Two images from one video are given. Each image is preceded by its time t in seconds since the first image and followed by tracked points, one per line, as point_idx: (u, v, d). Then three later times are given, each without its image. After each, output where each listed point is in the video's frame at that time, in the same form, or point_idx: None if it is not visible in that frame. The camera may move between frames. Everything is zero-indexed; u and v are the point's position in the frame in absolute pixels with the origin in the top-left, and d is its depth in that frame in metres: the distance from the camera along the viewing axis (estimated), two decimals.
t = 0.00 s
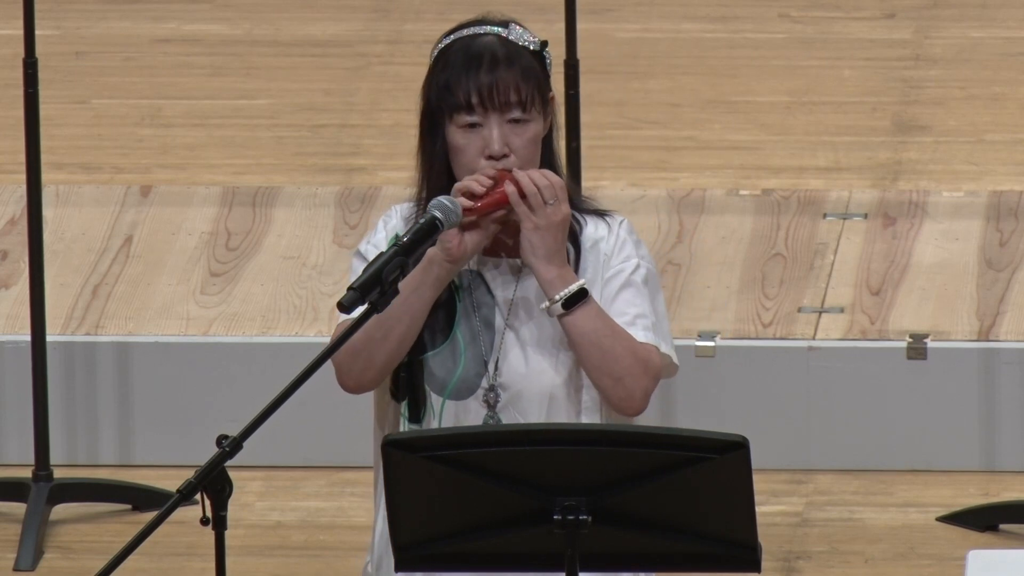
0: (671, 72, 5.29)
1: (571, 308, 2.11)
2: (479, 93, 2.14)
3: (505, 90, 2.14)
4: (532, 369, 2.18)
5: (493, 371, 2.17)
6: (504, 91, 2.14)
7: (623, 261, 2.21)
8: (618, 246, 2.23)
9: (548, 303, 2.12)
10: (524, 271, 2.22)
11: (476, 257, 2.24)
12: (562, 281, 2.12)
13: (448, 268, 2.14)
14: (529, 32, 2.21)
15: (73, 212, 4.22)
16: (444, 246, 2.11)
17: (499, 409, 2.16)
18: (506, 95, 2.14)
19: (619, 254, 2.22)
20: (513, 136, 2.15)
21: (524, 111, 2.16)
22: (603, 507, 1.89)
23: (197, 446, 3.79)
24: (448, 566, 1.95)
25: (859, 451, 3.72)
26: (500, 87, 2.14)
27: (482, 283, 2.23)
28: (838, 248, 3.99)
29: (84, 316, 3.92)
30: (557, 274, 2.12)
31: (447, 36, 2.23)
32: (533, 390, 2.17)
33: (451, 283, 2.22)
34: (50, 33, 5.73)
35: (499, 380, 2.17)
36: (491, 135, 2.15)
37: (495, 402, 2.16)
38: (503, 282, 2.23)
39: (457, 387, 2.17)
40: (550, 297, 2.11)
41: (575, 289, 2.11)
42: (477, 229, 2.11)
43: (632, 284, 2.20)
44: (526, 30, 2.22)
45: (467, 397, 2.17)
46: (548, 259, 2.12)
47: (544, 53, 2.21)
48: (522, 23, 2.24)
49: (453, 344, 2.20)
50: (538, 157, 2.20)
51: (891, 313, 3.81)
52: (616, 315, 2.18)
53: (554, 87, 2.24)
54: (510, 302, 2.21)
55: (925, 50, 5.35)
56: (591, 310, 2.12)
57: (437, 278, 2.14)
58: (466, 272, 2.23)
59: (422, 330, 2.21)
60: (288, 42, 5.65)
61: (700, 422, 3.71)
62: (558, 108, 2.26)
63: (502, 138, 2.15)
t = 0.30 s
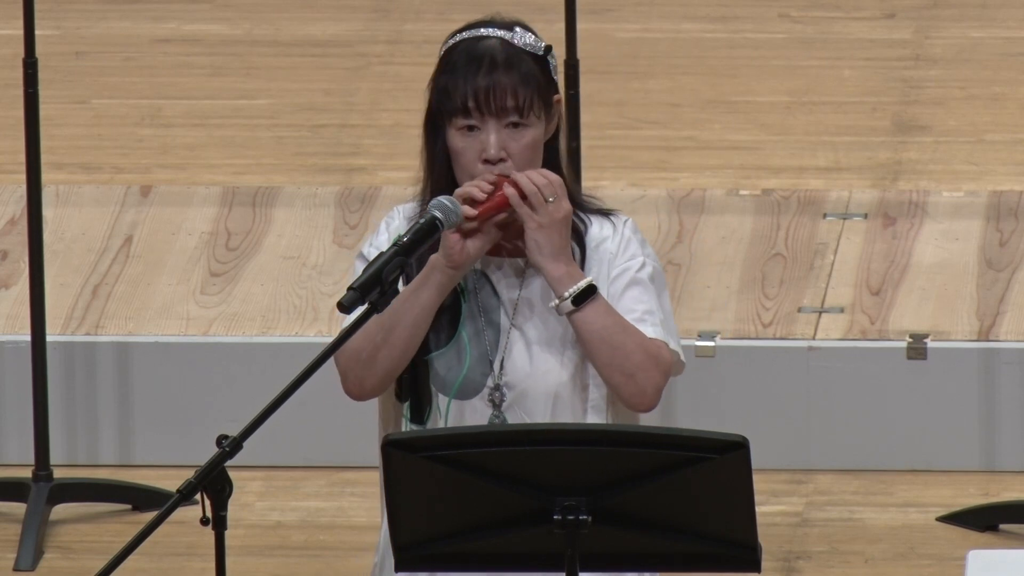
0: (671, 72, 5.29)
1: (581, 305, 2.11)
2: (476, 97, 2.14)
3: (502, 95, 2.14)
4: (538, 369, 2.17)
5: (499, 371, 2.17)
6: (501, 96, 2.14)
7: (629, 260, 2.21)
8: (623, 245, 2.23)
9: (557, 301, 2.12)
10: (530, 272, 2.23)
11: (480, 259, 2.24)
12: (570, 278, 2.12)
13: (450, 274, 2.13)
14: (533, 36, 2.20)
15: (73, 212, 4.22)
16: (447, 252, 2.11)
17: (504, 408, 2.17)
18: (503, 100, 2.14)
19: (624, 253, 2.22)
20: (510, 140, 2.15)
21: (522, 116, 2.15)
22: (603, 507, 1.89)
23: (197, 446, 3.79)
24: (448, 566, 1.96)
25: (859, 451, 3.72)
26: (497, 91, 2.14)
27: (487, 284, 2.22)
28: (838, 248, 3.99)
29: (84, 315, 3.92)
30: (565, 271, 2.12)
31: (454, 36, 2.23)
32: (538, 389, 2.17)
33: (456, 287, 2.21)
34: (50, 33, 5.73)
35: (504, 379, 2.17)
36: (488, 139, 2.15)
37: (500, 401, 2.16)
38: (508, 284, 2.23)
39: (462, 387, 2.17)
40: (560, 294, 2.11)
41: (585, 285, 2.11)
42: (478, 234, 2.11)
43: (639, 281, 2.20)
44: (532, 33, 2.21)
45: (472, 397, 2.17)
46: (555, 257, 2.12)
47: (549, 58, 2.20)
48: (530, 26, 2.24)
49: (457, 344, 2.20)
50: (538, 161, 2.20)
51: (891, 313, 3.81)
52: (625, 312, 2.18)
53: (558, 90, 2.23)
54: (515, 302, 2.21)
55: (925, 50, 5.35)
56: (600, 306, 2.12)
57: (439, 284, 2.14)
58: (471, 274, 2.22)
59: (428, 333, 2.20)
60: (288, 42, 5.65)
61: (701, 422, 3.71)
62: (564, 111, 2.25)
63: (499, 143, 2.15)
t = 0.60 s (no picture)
0: (671, 72, 5.29)
1: (580, 318, 2.11)
2: (486, 108, 2.13)
3: (513, 103, 2.13)
4: (542, 367, 2.17)
5: (503, 368, 2.16)
6: (512, 104, 2.13)
7: (634, 266, 2.20)
8: (629, 250, 2.21)
9: (558, 310, 2.13)
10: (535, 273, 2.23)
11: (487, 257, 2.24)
12: (574, 290, 2.12)
13: (459, 276, 2.14)
14: (532, 37, 2.19)
15: (73, 212, 4.22)
16: (456, 256, 2.12)
17: (508, 406, 2.16)
18: (514, 108, 2.13)
19: (630, 258, 2.21)
20: (522, 147, 2.16)
21: (532, 121, 2.15)
22: (603, 507, 1.89)
23: (197, 446, 3.79)
24: (448, 566, 1.96)
25: (859, 451, 3.72)
26: (508, 100, 2.13)
27: (492, 283, 2.23)
28: (838, 248, 3.99)
29: (84, 315, 3.92)
30: (568, 283, 2.12)
31: (452, 42, 2.21)
32: (542, 387, 2.16)
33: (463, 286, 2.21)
34: (50, 33, 5.73)
35: (508, 378, 2.16)
36: (501, 148, 2.15)
37: (505, 399, 2.15)
38: (515, 282, 2.23)
39: (467, 385, 2.17)
40: (560, 305, 2.12)
41: (587, 298, 2.11)
42: (487, 238, 2.12)
43: (642, 290, 2.19)
44: (529, 32, 2.20)
45: (476, 394, 2.16)
46: (560, 267, 2.12)
47: (550, 59, 2.19)
48: (526, 25, 2.22)
49: (461, 342, 2.20)
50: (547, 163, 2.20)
51: (891, 313, 3.81)
52: (624, 323, 2.18)
53: (560, 88, 2.22)
54: (521, 300, 2.22)
55: (925, 50, 5.35)
56: (601, 320, 2.12)
57: (445, 285, 2.14)
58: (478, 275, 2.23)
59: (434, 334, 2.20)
60: (288, 42, 5.65)
61: (701, 422, 3.71)
62: (564, 106, 2.25)
63: (512, 151, 2.15)
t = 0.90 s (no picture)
0: (671, 72, 5.29)
1: (581, 313, 2.11)
2: (490, 98, 2.14)
3: (517, 93, 2.14)
4: (544, 369, 2.17)
5: (504, 370, 2.16)
6: (516, 95, 2.14)
7: (635, 267, 2.20)
8: (630, 250, 2.22)
9: (559, 306, 2.12)
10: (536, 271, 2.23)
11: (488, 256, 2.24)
12: (574, 285, 2.12)
13: (460, 271, 2.14)
14: (539, 32, 2.20)
15: (73, 212, 4.22)
16: (458, 251, 2.12)
17: (509, 408, 2.16)
18: (518, 98, 2.14)
19: (631, 259, 2.21)
20: (525, 139, 2.15)
21: (536, 113, 2.16)
22: (603, 507, 1.89)
23: (197, 446, 3.79)
24: (448, 566, 1.96)
25: (859, 451, 3.72)
26: (512, 90, 2.13)
27: (494, 283, 2.23)
28: (838, 248, 3.99)
29: (84, 315, 3.92)
30: (569, 278, 2.12)
31: (458, 37, 2.22)
32: (543, 388, 2.16)
33: (464, 284, 2.22)
34: (50, 33, 5.73)
35: (510, 379, 2.16)
36: (504, 139, 2.15)
37: (506, 400, 2.15)
38: (515, 281, 2.23)
39: (468, 387, 2.17)
40: (561, 300, 2.11)
41: (588, 293, 2.11)
42: (488, 232, 2.12)
43: (642, 290, 2.19)
44: (536, 29, 2.22)
45: (477, 396, 2.16)
46: (561, 262, 2.12)
47: (555, 54, 2.20)
48: (531, 22, 2.24)
49: (462, 343, 2.20)
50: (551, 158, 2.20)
51: (891, 313, 3.81)
52: (625, 321, 2.18)
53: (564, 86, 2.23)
54: (522, 300, 2.21)
55: (925, 50, 5.35)
56: (601, 315, 2.11)
57: (447, 281, 2.14)
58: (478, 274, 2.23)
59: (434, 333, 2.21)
60: (288, 42, 5.65)
61: (701, 422, 3.71)
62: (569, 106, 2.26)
63: (515, 142, 2.15)
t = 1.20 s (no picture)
0: (671, 72, 5.29)
1: (579, 307, 2.11)
2: (487, 89, 2.14)
3: (514, 84, 2.14)
4: (544, 372, 2.17)
5: (505, 373, 2.16)
6: (512, 86, 2.14)
7: (635, 264, 2.20)
8: (629, 249, 2.22)
9: (557, 300, 2.12)
10: (536, 271, 2.22)
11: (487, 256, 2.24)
12: (571, 279, 2.12)
13: (458, 267, 2.14)
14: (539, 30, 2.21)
15: (73, 212, 4.22)
16: (454, 245, 2.11)
17: (510, 411, 2.16)
18: (514, 89, 2.14)
19: (631, 257, 2.21)
20: (522, 130, 2.15)
21: (533, 105, 2.15)
22: (603, 507, 1.89)
23: (197, 446, 3.79)
24: (448, 565, 1.96)
25: (858, 451, 3.72)
26: (508, 80, 2.14)
27: (494, 283, 2.23)
28: (838, 248, 4.00)
29: (84, 316, 3.92)
30: (567, 272, 2.12)
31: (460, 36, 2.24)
32: (544, 390, 2.16)
33: (462, 283, 2.23)
34: (50, 33, 5.73)
35: (510, 382, 2.16)
36: (500, 130, 2.14)
37: (507, 404, 2.15)
38: (514, 281, 2.22)
39: (468, 390, 2.17)
40: (559, 294, 2.11)
41: (586, 287, 2.11)
42: (485, 227, 2.12)
43: (641, 286, 2.19)
44: (537, 28, 2.23)
45: (478, 399, 2.16)
46: (558, 256, 2.12)
47: (555, 52, 2.21)
48: (533, 23, 2.25)
49: (463, 346, 2.20)
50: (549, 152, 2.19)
51: (891, 313, 3.81)
52: (623, 317, 2.17)
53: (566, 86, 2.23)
54: (522, 301, 2.21)
55: (924, 50, 5.35)
56: (600, 309, 2.11)
57: (446, 277, 2.14)
58: (477, 274, 2.23)
59: (434, 334, 2.22)
60: (288, 42, 5.65)
61: (701, 422, 3.71)
62: (571, 107, 2.26)
63: (511, 133, 2.14)
